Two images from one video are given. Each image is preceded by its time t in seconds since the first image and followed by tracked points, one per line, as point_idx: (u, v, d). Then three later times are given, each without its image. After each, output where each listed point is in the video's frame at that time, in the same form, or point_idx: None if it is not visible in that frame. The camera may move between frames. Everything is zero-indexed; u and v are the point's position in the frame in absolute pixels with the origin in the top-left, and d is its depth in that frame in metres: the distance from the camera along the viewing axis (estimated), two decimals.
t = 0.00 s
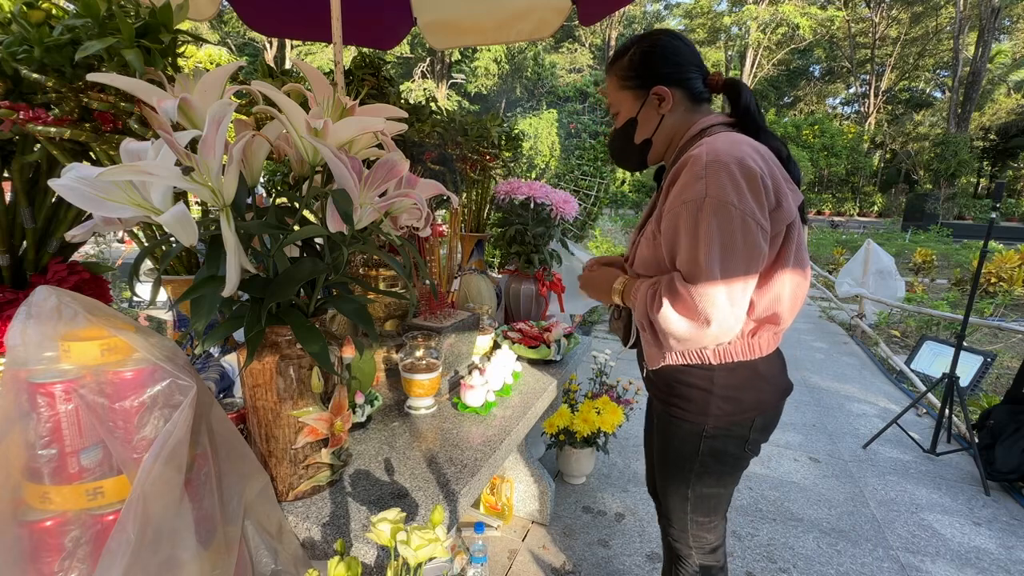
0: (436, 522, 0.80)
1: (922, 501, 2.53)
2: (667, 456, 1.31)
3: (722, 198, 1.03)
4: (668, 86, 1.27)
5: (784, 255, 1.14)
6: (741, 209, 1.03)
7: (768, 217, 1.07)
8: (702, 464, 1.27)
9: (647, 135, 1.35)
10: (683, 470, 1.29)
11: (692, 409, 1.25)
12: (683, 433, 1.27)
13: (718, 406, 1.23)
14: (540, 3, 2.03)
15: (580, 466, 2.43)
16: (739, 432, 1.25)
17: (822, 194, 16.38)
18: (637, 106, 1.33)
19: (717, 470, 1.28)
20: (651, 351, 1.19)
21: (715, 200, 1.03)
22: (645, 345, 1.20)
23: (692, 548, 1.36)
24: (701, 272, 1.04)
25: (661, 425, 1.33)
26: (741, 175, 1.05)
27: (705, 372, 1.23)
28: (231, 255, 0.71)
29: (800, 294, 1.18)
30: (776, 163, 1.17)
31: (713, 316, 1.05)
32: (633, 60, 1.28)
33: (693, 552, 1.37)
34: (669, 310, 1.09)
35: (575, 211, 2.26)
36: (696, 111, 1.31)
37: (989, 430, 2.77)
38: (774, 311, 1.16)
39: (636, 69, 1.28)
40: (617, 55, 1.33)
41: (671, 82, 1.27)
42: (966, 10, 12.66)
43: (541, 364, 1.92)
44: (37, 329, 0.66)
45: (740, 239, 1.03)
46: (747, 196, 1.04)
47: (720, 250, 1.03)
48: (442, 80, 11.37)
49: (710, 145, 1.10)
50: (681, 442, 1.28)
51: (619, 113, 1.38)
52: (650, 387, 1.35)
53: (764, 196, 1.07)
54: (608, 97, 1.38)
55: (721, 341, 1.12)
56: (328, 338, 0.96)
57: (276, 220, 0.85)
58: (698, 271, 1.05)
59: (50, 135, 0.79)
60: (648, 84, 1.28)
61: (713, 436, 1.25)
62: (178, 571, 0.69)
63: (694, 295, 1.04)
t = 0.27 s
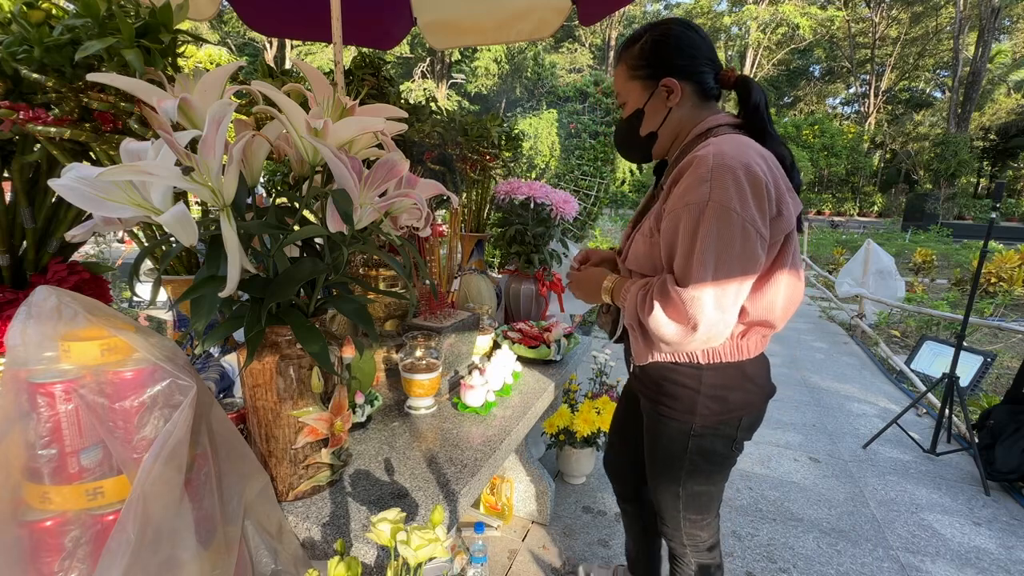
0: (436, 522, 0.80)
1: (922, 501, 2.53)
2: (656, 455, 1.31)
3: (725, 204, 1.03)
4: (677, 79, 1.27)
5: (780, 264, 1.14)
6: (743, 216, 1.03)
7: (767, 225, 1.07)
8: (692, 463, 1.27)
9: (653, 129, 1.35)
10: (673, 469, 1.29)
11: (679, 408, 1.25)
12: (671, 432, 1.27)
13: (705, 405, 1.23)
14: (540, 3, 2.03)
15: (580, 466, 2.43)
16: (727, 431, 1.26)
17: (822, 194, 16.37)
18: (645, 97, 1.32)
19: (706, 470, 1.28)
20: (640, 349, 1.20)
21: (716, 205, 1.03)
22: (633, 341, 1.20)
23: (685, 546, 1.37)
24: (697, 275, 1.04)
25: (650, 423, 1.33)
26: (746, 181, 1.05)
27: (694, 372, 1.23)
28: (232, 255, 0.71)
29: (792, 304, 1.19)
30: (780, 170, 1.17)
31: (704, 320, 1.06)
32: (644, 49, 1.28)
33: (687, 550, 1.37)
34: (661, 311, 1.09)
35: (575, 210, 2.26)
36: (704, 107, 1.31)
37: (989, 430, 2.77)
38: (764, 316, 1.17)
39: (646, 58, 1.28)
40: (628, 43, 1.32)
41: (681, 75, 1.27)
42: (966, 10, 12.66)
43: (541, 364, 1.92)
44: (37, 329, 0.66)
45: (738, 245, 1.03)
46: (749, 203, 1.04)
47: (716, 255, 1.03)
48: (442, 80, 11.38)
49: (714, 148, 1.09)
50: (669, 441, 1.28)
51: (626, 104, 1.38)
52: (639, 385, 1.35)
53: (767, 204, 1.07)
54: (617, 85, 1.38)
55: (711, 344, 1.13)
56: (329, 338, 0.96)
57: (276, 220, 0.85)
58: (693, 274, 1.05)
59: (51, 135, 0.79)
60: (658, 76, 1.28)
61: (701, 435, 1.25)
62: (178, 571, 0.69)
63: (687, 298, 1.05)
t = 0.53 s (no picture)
0: (435, 522, 0.80)
1: (922, 501, 2.53)
2: (646, 450, 1.31)
3: (716, 200, 1.03)
4: (660, 83, 1.27)
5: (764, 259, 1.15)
6: (733, 212, 1.04)
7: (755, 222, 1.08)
8: (682, 455, 1.27)
9: (634, 132, 1.35)
10: (665, 464, 1.29)
11: (667, 402, 1.25)
12: (660, 426, 1.27)
13: (693, 397, 1.24)
14: (540, 3, 2.03)
15: (581, 465, 2.43)
16: (714, 422, 1.27)
17: (822, 194, 16.36)
18: (627, 101, 1.32)
19: (697, 462, 1.29)
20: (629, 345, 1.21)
21: (707, 202, 1.03)
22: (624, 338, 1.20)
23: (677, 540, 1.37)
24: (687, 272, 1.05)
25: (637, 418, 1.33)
26: (734, 178, 1.06)
27: (681, 365, 1.24)
28: (232, 255, 0.71)
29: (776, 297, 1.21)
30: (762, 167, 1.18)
31: (697, 316, 1.06)
32: (627, 55, 1.28)
33: (680, 544, 1.37)
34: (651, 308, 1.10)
35: (575, 210, 2.26)
36: (684, 112, 1.31)
37: (989, 430, 2.78)
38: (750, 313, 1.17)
39: (628, 64, 1.28)
40: (612, 48, 1.32)
41: (664, 80, 1.27)
42: (966, 11, 12.66)
43: (540, 363, 1.92)
44: (37, 329, 0.66)
45: (728, 242, 1.04)
46: (738, 200, 1.05)
47: (708, 251, 1.04)
48: (443, 80, 11.39)
49: (704, 146, 1.09)
50: (658, 435, 1.28)
51: (610, 108, 1.38)
52: (620, 381, 1.35)
53: (754, 200, 1.07)
54: (601, 90, 1.38)
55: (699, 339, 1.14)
56: (329, 338, 0.96)
57: (276, 220, 0.85)
58: (684, 271, 1.05)
59: (51, 135, 0.79)
60: (640, 80, 1.27)
61: (689, 427, 1.26)
62: (178, 571, 0.69)
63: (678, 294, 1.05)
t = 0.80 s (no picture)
0: (436, 522, 0.80)
1: (922, 501, 2.53)
2: (635, 434, 1.35)
3: (687, 179, 1.16)
4: (615, 90, 1.33)
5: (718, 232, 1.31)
6: (701, 188, 1.17)
7: (714, 198, 1.23)
8: (672, 435, 1.33)
9: (594, 134, 1.39)
10: (654, 448, 1.34)
11: (658, 382, 1.30)
12: (653, 407, 1.31)
13: (681, 375, 1.31)
14: (540, 3, 2.03)
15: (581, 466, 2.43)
16: (698, 399, 1.34)
17: (822, 194, 16.35)
18: (586, 107, 1.37)
19: (683, 443, 1.35)
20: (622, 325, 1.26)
21: (679, 180, 1.16)
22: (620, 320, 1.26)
23: (660, 527, 1.41)
24: (674, 245, 1.15)
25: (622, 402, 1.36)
26: (693, 160, 1.20)
27: (665, 343, 1.29)
28: (232, 255, 0.71)
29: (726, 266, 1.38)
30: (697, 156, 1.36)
31: (692, 283, 1.16)
32: (587, 64, 1.32)
33: (664, 531, 1.41)
34: (648, 283, 1.17)
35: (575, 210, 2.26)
36: (637, 116, 1.37)
37: (989, 430, 2.78)
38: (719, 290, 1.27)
39: (589, 72, 1.32)
40: (570, 57, 1.36)
41: (619, 86, 1.32)
42: (966, 10, 12.66)
43: (540, 363, 1.92)
44: (37, 329, 0.66)
45: (703, 213, 1.17)
46: (701, 178, 1.19)
47: (692, 223, 1.15)
48: (443, 80, 11.38)
49: (659, 137, 1.23)
50: (649, 416, 1.32)
51: (569, 113, 1.42)
52: (608, 368, 1.36)
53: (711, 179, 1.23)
54: (560, 96, 1.41)
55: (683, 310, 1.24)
56: (329, 338, 0.96)
57: (276, 220, 0.85)
58: (670, 244, 1.16)
59: (51, 135, 0.79)
60: (598, 86, 1.32)
61: (678, 405, 1.32)
62: (179, 571, 0.69)
63: (671, 265, 1.14)
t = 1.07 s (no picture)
0: (436, 522, 0.80)
1: (922, 501, 2.53)
2: (639, 419, 1.36)
3: (670, 167, 1.22)
4: (582, 95, 1.36)
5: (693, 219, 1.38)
6: (682, 173, 1.24)
7: (693, 183, 1.29)
8: (675, 417, 1.37)
9: (562, 140, 1.41)
10: (658, 432, 1.36)
11: (662, 365, 1.34)
12: (657, 389, 1.34)
13: (683, 356, 1.36)
14: (540, 3, 2.03)
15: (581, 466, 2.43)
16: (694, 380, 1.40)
17: (822, 194, 16.35)
18: (555, 113, 1.39)
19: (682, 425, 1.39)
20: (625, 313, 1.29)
21: (664, 169, 1.20)
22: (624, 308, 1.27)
23: (658, 516, 1.42)
24: (670, 228, 1.19)
25: (623, 390, 1.37)
26: (668, 150, 1.27)
27: (664, 326, 1.34)
28: (232, 255, 0.71)
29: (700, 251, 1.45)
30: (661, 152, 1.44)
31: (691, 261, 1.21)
32: (553, 74, 1.35)
33: (661, 520, 1.42)
34: (653, 268, 1.19)
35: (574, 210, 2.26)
36: (603, 121, 1.41)
37: (989, 430, 2.77)
38: (707, 269, 1.33)
39: (556, 81, 1.35)
40: (535, 69, 1.38)
41: (585, 93, 1.36)
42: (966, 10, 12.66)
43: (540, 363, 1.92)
44: (37, 329, 0.66)
45: (688, 197, 1.23)
46: (679, 166, 1.26)
47: (682, 206, 1.21)
48: (443, 80, 11.39)
49: (633, 133, 1.28)
50: (653, 399, 1.35)
51: (537, 121, 1.43)
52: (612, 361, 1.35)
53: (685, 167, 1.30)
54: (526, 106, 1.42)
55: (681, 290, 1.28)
56: (329, 338, 0.96)
57: (276, 220, 0.85)
58: (666, 228, 1.19)
59: (51, 136, 0.79)
60: (566, 93, 1.35)
61: (679, 386, 1.37)
62: (179, 571, 0.69)
63: (672, 247, 1.18)
